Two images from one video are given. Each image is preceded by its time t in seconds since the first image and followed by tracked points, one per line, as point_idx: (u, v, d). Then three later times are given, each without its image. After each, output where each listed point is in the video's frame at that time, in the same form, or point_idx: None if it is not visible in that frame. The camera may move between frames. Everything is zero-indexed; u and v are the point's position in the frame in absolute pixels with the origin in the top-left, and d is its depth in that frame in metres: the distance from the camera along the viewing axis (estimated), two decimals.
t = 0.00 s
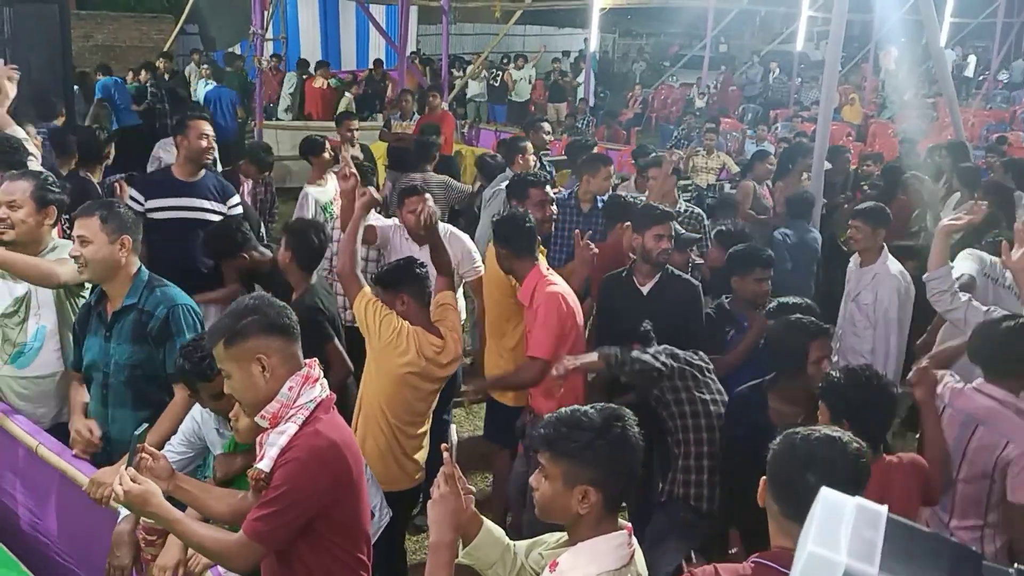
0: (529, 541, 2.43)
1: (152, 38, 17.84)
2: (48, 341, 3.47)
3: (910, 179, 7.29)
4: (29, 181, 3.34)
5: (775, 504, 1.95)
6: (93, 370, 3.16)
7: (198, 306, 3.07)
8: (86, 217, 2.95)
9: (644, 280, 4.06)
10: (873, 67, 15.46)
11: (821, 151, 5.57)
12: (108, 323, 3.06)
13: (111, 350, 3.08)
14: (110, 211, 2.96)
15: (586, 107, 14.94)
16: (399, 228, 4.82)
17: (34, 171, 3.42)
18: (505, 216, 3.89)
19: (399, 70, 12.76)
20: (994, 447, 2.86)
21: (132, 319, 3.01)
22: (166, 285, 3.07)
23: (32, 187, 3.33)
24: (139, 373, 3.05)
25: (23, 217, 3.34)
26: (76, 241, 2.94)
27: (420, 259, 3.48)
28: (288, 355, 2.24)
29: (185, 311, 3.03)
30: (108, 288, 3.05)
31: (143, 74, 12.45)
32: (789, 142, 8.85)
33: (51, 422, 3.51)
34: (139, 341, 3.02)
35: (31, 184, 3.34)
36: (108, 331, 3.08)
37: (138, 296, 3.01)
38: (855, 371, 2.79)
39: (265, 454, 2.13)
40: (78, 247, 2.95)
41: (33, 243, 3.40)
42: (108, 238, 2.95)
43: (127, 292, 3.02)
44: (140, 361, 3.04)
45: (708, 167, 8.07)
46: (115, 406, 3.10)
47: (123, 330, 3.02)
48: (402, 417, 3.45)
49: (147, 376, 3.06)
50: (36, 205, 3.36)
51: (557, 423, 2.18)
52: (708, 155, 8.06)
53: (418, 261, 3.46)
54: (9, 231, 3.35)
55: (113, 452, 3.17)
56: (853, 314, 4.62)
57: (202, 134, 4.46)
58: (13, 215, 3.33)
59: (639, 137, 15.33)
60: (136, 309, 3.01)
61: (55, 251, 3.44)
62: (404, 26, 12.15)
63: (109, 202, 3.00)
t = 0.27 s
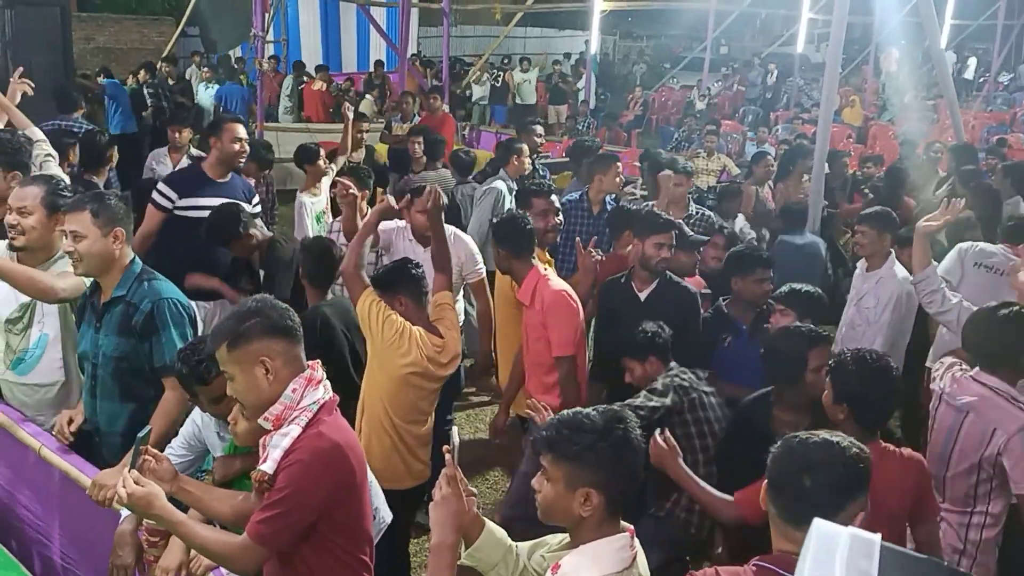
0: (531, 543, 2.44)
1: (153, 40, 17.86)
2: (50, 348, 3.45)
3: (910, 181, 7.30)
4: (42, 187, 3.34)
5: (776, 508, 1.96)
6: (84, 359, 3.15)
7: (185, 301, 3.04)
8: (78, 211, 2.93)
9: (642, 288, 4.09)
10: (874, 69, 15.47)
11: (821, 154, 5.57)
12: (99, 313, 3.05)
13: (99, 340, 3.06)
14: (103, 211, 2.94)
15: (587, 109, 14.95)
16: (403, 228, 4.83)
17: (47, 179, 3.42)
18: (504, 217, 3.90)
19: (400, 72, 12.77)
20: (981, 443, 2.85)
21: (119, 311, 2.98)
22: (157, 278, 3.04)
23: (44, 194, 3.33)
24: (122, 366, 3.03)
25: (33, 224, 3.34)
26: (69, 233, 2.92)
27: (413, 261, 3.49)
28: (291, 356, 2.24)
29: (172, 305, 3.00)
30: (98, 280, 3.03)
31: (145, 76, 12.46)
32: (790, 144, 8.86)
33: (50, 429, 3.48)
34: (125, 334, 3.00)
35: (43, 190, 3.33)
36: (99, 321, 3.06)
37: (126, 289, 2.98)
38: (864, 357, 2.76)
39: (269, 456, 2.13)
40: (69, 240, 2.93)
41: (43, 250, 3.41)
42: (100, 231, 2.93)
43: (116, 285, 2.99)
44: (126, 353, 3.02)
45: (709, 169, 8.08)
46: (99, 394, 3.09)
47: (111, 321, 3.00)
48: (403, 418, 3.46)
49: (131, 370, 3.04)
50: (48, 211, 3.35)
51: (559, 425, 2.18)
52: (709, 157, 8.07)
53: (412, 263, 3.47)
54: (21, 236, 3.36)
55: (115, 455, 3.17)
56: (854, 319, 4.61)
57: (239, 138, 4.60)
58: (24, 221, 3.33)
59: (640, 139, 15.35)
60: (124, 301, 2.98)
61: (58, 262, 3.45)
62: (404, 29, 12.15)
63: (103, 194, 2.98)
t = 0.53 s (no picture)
0: (534, 543, 2.44)
1: (155, 41, 17.88)
2: (48, 356, 3.42)
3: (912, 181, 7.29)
4: (50, 192, 3.35)
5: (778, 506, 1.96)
6: (83, 376, 3.13)
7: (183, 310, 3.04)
8: (74, 225, 2.92)
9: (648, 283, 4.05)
10: (876, 70, 15.47)
11: (823, 155, 5.57)
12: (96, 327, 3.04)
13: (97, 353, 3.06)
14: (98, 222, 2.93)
15: (589, 109, 14.97)
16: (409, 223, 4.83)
17: (57, 185, 3.43)
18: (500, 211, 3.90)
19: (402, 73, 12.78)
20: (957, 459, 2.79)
21: (117, 324, 2.98)
22: (154, 289, 3.04)
23: (51, 198, 3.33)
24: (121, 379, 3.02)
25: (40, 227, 3.33)
26: (66, 247, 2.91)
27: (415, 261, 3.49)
28: (297, 357, 2.24)
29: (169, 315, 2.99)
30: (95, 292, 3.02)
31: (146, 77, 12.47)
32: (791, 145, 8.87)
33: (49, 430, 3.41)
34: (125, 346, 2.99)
35: (51, 194, 3.34)
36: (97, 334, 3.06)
37: (124, 300, 2.98)
38: (862, 362, 2.77)
39: (274, 456, 2.13)
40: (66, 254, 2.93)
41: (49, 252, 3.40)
42: (98, 244, 2.93)
43: (113, 297, 2.98)
44: (126, 364, 3.01)
45: (710, 169, 8.08)
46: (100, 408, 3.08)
47: (110, 334, 3.00)
48: (405, 418, 3.46)
49: (131, 383, 3.03)
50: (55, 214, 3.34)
51: (562, 426, 2.18)
52: (711, 158, 8.07)
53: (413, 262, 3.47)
54: (27, 240, 3.36)
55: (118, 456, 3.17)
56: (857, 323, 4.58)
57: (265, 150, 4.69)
58: (30, 225, 3.33)
59: (641, 140, 15.35)
60: (122, 314, 2.98)
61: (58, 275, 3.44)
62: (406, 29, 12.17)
63: (98, 207, 2.97)
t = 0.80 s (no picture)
0: (540, 543, 2.44)
1: (161, 42, 17.93)
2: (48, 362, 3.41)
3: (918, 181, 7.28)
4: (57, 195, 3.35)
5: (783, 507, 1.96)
6: (87, 365, 3.13)
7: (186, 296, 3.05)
8: (73, 218, 2.90)
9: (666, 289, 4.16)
10: (882, 70, 15.44)
11: (829, 155, 5.56)
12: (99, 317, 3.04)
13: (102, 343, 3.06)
14: (98, 216, 2.93)
15: (594, 110, 14.96)
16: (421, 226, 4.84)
17: (66, 189, 3.43)
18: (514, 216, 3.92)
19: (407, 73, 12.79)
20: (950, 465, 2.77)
21: (121, 312, 2.98)
22: (155, 277, 3.03)
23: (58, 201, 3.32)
24: (128, 367, 3.03)
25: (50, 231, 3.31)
26: (69, 240, 2.90)
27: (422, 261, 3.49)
28: (308, 357, 2.25)
29: (173, 302, 3.00)
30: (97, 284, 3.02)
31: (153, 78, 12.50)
32: (797, 145, 8.86)
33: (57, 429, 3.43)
34: (130, 334, 3.00)
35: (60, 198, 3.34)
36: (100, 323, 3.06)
37: (127, 290, 2.98)
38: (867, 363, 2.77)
39: (285, 455, 2.14)
40: (67, 247, 2.92)
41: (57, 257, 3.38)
42: (101, 234, 2.93)
43: (116, 288, 2.98)
44: (131, 353, 3.02)
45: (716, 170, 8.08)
46: (104, 397, 3.09)
47: (114, 323, 3.00)
48: (412, 419, 3.47)
49: (137, 370, 3.04)
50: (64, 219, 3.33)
51: (569, 426, 2.19)
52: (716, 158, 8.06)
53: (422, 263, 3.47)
54: (37, 243, 3.35)
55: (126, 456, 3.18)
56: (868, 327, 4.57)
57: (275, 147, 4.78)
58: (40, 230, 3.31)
59: (647, 140, 15.36)
60: (125, 303, 2.98)
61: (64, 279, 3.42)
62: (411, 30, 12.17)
63: (95, 199, 2.95)
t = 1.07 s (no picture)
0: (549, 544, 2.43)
1: (167, 43, 17.94)
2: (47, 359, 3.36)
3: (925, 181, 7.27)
4: (59, 188, 3.39)
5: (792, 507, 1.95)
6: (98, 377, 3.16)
7: (181, 311, 2.97)
8: (73, 235, 2.91)
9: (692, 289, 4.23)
10: (889, 70, 15.42)
11: (837, 156, 5.55)
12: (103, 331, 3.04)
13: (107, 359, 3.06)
14: (99, 229, 2.93)
15: (600, 110, 14.95)
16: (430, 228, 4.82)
17: (67, 185, 3.48)
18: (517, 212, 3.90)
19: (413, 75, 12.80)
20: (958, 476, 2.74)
21: (120, 328, 2.97)
22: (156, 291, 3.01)
23: (59, 193, 3.36)
24: (131, 384, 3.02)
25: (48, 222, 3.34)
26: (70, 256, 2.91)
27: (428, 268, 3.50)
28: (320, 356, 2.25)
29: (167, 318, 2.94)
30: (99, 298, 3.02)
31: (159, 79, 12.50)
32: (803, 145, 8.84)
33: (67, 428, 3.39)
34: (128, 351, 2.98)
35: (59, 191, 3.38)
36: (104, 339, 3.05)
37: (125, 305, 2.97)
38: (874, 366, 2.76)
39: (295, 455, 2.14)
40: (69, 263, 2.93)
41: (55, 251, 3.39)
42: (101, 251, 2.93)
43: (115, 304, 2.97)
44: (130, 370, 2.99)
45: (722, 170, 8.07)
46: (112, 412, 3.09)
47: (115, 339, 2.99)
48: (420, 420, 3.46)
49: (142, 387, 3.03)
50: (63, 209, 3.36)
51: (579, 426, 2.18)
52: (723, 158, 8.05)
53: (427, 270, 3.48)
54: (36, 236, 3.36)
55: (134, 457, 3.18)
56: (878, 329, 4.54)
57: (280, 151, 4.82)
58: (38, 222, 3.35)
59: (653, 141, 15.36)
60: (123, 319, 2.97)
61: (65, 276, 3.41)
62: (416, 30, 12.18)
63: (95, 215, 2.95)
